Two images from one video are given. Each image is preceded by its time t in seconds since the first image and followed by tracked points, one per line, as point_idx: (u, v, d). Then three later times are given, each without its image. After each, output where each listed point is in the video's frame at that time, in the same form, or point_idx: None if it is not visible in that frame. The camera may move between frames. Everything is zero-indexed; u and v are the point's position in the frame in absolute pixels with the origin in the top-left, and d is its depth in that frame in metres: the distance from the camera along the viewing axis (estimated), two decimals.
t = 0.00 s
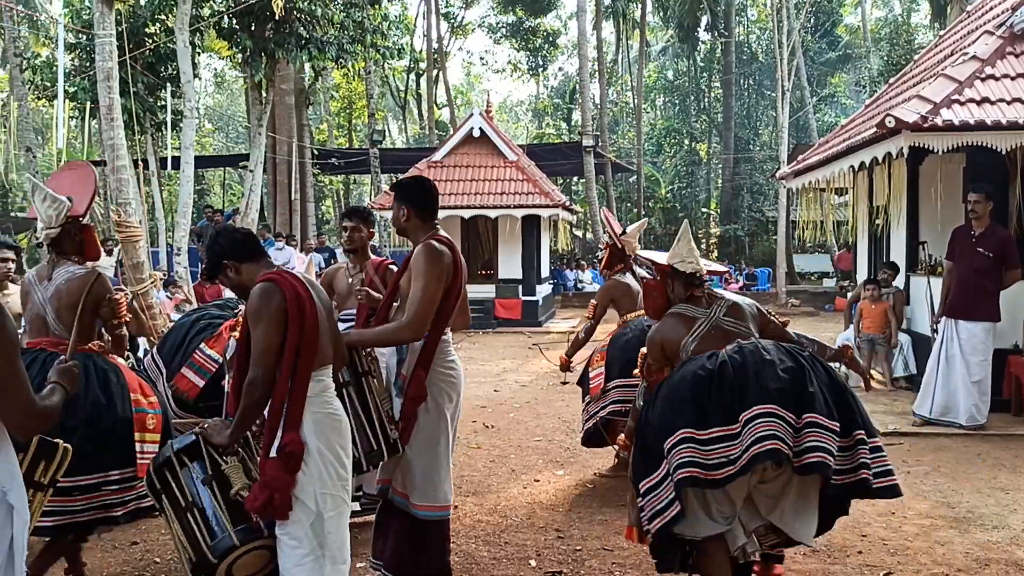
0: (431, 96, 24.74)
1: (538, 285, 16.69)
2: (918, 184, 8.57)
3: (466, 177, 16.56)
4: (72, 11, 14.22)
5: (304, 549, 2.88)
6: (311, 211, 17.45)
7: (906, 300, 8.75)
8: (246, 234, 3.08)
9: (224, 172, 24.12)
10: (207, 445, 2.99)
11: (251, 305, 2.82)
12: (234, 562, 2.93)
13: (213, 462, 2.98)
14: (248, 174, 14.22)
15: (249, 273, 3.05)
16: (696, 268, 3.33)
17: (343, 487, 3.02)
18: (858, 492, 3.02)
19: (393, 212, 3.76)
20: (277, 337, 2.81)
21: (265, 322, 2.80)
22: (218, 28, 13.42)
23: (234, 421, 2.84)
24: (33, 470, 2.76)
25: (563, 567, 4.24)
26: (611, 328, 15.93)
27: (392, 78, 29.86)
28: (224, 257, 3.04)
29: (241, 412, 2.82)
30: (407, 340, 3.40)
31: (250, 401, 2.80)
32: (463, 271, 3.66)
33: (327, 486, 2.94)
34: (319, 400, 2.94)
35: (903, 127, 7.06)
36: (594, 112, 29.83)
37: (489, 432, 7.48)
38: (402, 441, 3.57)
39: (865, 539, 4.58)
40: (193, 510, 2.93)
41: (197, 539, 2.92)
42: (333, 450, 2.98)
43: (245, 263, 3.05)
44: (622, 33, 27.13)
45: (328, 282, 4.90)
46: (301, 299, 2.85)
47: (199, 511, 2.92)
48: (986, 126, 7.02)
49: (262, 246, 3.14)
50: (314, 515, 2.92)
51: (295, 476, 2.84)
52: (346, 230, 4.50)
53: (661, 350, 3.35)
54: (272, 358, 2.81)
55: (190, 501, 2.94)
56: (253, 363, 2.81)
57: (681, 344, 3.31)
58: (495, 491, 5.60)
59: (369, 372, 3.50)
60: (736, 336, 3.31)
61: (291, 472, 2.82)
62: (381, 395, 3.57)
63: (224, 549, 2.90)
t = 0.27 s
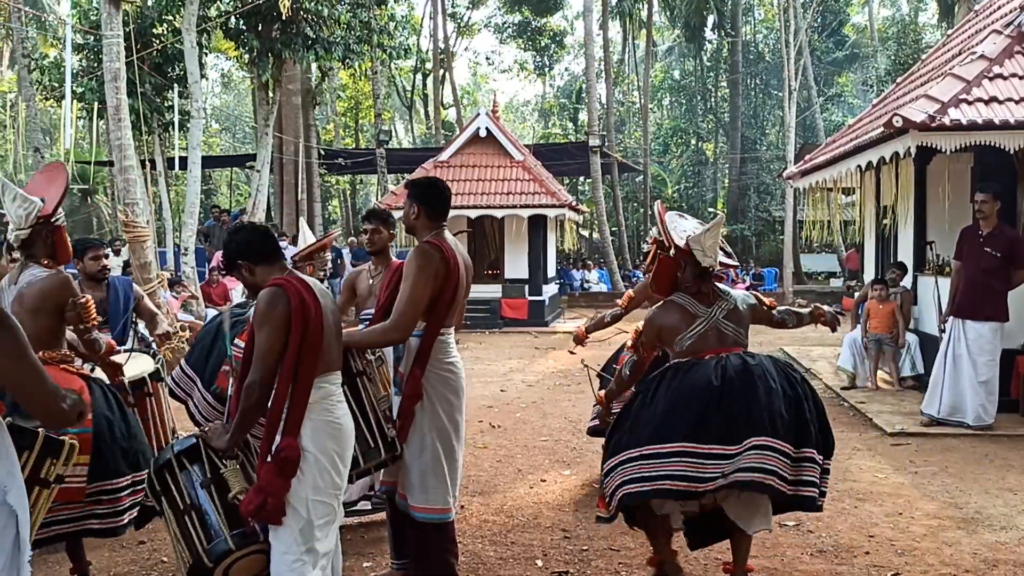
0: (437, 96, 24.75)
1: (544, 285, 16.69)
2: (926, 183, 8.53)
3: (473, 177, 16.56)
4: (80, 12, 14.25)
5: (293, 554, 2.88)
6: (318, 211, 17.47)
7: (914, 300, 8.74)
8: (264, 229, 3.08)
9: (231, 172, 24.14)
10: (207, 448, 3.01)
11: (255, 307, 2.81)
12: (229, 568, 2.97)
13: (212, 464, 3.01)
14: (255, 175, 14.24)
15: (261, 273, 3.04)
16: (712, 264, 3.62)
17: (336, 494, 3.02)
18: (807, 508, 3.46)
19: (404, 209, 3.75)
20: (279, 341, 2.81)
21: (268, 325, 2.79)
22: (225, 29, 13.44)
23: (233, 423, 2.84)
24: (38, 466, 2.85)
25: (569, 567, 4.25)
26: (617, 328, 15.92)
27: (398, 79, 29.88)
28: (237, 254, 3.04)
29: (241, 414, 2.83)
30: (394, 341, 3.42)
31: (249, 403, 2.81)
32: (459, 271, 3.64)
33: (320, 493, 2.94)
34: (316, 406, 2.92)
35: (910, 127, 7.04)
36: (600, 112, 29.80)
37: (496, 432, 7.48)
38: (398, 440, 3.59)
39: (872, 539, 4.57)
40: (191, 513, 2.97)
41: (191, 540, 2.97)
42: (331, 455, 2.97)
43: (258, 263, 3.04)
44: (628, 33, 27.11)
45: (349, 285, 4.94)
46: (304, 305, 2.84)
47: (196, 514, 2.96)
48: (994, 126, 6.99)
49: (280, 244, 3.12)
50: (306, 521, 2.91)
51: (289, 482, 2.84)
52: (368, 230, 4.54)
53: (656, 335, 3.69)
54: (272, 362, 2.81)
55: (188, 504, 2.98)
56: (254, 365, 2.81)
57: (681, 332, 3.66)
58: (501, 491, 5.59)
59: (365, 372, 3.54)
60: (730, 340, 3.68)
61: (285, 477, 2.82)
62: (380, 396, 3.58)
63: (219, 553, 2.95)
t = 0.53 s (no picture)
0: (440, 96, 24.74)
1: (548, 284, 16.69)
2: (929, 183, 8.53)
3: (476, 177, 16.57)
4: (84, 12, 14.27)
5: (314, 554, 2.89)
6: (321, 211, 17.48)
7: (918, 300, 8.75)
8: (245, 246, 3.07)
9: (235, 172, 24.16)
10: (214, 471, 3.05)
11: (242, 319, 2.82)
12: None
13: (223, 486, 3.04)
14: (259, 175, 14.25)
15: (246, 289, 3.03)
16: (698, 269, 3.86)
17: (356, 492, 3.01)
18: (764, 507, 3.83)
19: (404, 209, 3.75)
20: (269, 350, 2.82)
21: (257, 335, 2.81)
22: (228, 29, 13.45)
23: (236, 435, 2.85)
24: (42, 464, 2.85)
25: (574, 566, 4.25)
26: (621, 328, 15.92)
27: (402, 79, 29.90)
28: (219, 273, 3.03)
29: (243, 425, 2.83)
30: (390, 337, 3.43)
31: (247, 412, 2.82)
32: (454, 269, 3.66)
33: (339, 491, 2.93)
34: (329, 403, 2.93)
35: (914, 127, 7.03)
36: (604, 112, 29.79)
37: (500, 431, 7.49)
38: (396, 437, 3.62)
39: (876, 539, 4.57)
40: (213, 535, 2.95)
41: (218, 559, 2.93)
42: (353, 452, 2.96)
43: (242, 279, 3.03)
44: (632, 33, 27.10)
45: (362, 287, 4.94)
46: (292, 309, 2.85)
47: (218, 534, 2.94)
48: (998, 125, 6.98)
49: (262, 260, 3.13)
50: (327, 520, 2.91)
51: (304, 482, 2.85)
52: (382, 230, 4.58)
53: (629, 331, 3.96)
54: (265, 371, 2.82)
55: (209, 527, 2.97)
56: (248, 376, 2.82)
57: (654, 337, 3.94)
58: (505, 490, 5.60)
59: (368, 368, 3.54)
60: (701, 348, 3.97)
61: (299, 478, 2.84)
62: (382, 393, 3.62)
63: (247, 566, 2.91)
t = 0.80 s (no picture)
0: (441, 97, 24.75)
1: (549, 284, 16.70)
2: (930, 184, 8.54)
3: (476, 177, 16.58)
4: (85, 12, 14.28)
5: (327, 556, 2.91)
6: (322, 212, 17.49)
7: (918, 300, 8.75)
8: (236, 262, 3.07)
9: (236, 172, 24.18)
10: (218, 487, 3.05)
11: (234, 333, 2.83)
12: None
13: (228, 500, 3.04)
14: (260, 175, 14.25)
15: (237, 304, 3.03)
16: (696, 259, 3.85)
17: (367, 494, 3.02)
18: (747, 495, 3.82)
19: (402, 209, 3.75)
20: (263, 360, 2.83)
21: (250, 346, 2.82)
22: (229, 29, 13.47)
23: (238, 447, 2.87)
24: (41, 463, 2.59)
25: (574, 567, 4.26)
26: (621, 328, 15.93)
27: (403, 79, 29.91)
28: (212, 290, 3.04)
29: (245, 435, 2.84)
30: (385, 337, 3.47)
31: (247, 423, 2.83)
32: (449, 264, 3.65)
33: (351, 494, 2.93)
34: (334, 406, 2.93)
35: (915, 127, 7.03)
36: (605, 112, 29.80)
37: (501, 431, 7.50)
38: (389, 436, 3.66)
39: (877, 540, 4.57)
40: (221, 549, 2.96)
41: (230, 571, 2.94)
42: (365, 453, 2.96)
43: (233, 295, 3.04)
44: (632, 33, 27.12)
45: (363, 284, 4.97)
46: (283, 317, 2.87)
47: (228, 548, 2.95)
48: (998, 126, 6.98)
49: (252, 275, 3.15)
50: (339, 523, 2.92)
51: (313, 486, 2.86)
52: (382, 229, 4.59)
53: (626, 319, 3.99)
54: (261, 381, 2.83)
55: (217, 541, 2.97)
56: (245, 387, 2.83)
57: (650, 326, 3.97)
58: (505, 491, 5.60)
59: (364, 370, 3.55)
60: (696, 339, 3.99)
61: (308, 482, 2.84)
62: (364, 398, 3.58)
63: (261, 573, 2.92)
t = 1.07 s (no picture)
0: (442, 97, 24.74)
1: (549, 284, 16.70)
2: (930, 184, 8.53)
3: (477, 177, 16.58)
4: (86, 12, 14.29)
5: (330, 556, 2.92)
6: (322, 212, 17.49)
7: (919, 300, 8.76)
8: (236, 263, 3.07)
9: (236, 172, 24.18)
10: (221, 488, 3.05)
11: (234, 333, 2.83)
12: None
13: (232, 500, 3.04)
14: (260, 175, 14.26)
15: (238, 305, 3.03)
16: (699, 257, 3.88)
17: (369, 493, 3.02)
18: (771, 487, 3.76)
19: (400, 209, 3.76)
20: (262, 361, 2.83)
21: (250, 346, 2.81)
22: (229, 30, 13.48)
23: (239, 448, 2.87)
24: (46, 464, 2.59)
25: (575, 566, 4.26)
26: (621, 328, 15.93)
27: (403, 79, 29.92)
28: (213, 291, 3.03)
29: (245, 435, 2.84)
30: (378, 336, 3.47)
31: (247, 423, 2.83)
32: (443, 265, 3.66)
33: (353, 493, 2.94)
34: (336, 407, 2.94)
35: (915, 127, 7.03)
36: (605, 112, 29.81)
37: (502, 431, 7.50)
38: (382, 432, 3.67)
39: (877, 540, 4.57)
40: (225, 549, 2.96)
41: (234, 570, 2.94)
42: (367, 454, 2.97)
43: (234, 295, 3.03)
44: (633, 33, 27.14)
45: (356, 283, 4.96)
46: (283, 318, 2.87)
47: (232, 548, 2.94)
48: (998, 126, 6.98)
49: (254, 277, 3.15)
50: (342, 523, 2.93)
51: (315, 486, 2.86)
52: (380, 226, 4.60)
53: (631, 320, 4.00)
54: (261, 381, 2.83)
55: (220, 541, 2.97)
56: (245, 388, 2.83)
57: (654, 325, 3.97)
58: (506, 491, 5.60)
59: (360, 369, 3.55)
60: (699, 336, 3.99)
61: (310, 482, 2.85)
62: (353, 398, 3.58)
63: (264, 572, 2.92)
